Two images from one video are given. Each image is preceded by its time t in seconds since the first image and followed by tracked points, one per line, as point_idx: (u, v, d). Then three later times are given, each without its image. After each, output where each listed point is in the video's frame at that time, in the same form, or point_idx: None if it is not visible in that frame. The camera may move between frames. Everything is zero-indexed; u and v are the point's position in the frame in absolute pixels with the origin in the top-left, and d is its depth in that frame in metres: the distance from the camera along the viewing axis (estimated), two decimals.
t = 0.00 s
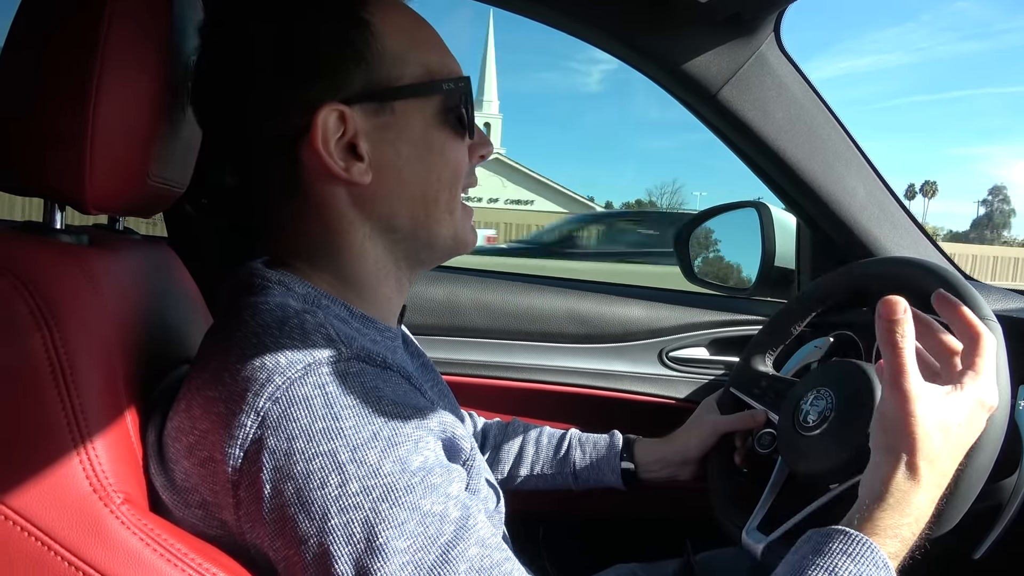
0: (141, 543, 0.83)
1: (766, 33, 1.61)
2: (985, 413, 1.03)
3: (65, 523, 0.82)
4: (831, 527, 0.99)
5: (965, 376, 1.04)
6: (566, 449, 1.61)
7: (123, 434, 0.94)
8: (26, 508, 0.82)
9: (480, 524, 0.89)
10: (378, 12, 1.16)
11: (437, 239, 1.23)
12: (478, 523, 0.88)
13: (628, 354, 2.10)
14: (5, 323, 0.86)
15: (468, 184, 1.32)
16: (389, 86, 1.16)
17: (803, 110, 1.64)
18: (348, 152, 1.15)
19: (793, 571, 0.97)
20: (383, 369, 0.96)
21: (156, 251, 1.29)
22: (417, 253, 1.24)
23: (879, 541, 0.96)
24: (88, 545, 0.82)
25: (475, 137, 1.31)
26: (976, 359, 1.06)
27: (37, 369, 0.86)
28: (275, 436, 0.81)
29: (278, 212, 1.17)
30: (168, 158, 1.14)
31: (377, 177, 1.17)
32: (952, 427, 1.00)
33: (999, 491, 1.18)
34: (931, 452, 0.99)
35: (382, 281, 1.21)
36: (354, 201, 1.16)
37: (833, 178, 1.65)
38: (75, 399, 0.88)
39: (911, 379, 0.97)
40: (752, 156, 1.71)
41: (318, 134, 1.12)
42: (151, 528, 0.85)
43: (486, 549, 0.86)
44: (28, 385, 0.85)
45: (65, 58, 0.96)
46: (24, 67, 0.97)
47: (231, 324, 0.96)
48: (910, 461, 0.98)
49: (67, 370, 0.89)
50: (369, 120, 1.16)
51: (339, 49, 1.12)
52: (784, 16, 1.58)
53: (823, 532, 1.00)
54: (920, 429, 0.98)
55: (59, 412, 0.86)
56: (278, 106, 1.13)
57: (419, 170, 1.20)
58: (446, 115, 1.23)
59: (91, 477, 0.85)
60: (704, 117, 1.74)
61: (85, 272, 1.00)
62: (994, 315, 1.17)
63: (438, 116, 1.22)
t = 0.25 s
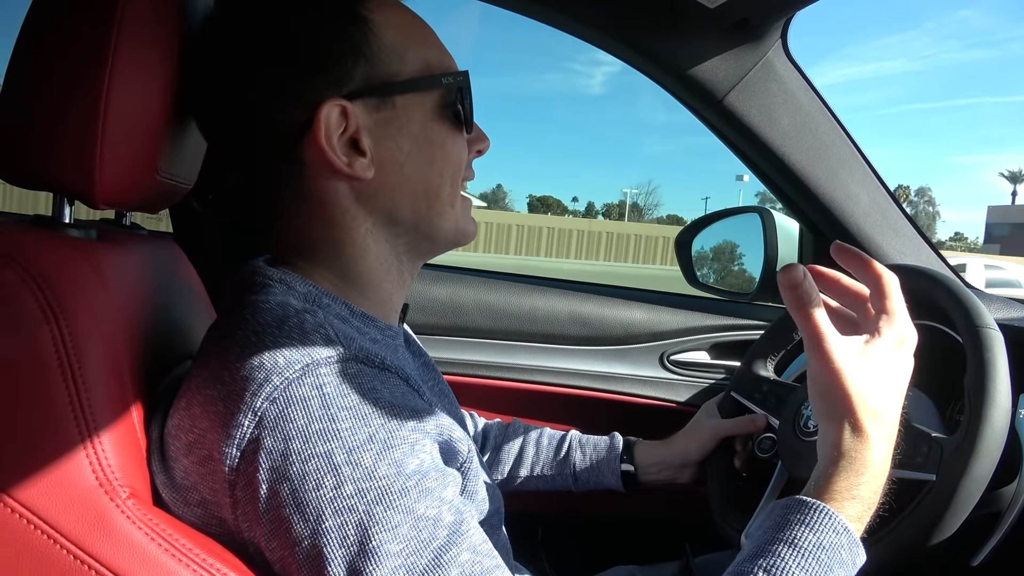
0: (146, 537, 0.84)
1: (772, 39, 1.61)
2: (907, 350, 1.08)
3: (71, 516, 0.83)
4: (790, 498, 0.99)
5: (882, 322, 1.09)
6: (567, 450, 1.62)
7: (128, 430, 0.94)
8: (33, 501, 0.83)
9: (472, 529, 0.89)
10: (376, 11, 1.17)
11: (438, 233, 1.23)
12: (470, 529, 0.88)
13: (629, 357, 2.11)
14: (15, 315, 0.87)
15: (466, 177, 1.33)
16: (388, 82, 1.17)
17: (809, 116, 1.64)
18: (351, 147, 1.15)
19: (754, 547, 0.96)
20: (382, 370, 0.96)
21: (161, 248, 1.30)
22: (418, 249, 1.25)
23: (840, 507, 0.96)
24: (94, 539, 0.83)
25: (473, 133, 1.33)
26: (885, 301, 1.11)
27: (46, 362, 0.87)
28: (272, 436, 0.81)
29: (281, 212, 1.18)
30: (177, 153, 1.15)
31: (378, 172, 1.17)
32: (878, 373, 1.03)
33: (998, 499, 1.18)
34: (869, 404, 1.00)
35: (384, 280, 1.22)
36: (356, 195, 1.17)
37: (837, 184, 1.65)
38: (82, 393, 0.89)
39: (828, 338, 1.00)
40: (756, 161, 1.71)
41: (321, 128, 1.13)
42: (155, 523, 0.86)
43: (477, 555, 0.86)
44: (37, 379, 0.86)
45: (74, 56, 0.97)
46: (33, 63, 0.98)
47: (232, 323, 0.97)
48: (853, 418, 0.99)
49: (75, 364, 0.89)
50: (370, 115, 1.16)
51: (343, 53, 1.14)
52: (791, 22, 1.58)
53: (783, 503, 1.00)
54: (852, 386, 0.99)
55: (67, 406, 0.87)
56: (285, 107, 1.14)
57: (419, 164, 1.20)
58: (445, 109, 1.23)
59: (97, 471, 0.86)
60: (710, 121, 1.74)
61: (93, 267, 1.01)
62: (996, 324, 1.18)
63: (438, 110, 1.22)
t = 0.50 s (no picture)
0: (143, 539, 0.83)
1: (770, 37, 1.61)
2: (963, 389, 1.08)
3: (68, 519, 0.83)
4: (824, 521, 1.01)
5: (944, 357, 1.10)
6: (566, 451, 1.62)
7: (125, 433, 0.94)
8: (29, 503, 0.82)
9: (479, 525, 0.89)
10: (360, 9, 1.16)
11: (434, 230, 1.23)
12: (476, 524, 0.88)
13: (629, 357, 2.10)
14: (13, 317, 0.86)
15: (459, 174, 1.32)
16: (374, 81, 1.17)
17: (807, 114, 1.64)
18: (340, 148, 1.15)
19: (785, 565, 0.99)
20: (383, 369, 0.96)
21: (159, 249, 1.29)
22: (415, 246, 1.25)
23: (870, 530, 0.98)
24: (92, 542, 0.82)
25: (460, 127, 1.32)
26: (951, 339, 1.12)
27: (42, 365, 0.87)
28: (274, 436, 0.81)
29: (280, 213, 1.17)
30: (172, 156, 1.14)
31: (368, 173, 1.17)
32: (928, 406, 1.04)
33: (999, 497, 1.17)
34: (912, 434, 1.02)
35: (381, 279, 1.22)
36: (347, 196, 1.16)
37: (836, 182, 1.65)
38: (78, 396, 0.88)
39: (877, 362, 1.04)
40: (755, 159, 1.71)
41: (309, 132, 1.12)
42: (153, 525, 0.86)
43: (484, 551, 0.86)
44: (34, 382, 0.85)
45: (72, 56, 0.97)
46: (30, 64, 0.98)
47: (231, 324, 0.97)
48: (893, 446, 1.01)
49: (71, 366, 0.89)
50: (357, 116, 1.16)
51: (339, 52, 1.14)
52: (788, 20, 1.58)
53: (815, 525, 1.02)
54: (895, 414, 1.02)
55: (63, 409, 0.86)
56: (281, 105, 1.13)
57: (409, 163, 1.20)
58: (431, 106, 1.23)
59: (94, 474, 0.86)
60: (708, 120, 1.74)
61: (90, 268, 1.00)
62: (996, 321, 1.18)
63: (423, 108, 1.22)
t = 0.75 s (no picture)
0: (143, 540, 0.84)
1: (767, 33, 1.61)
2: (899, 331, 1.05)
3: (68, 520, 0.83)
4: (788, 489, 0.99)
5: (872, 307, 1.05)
6: (566, 449, 1.62)
7: (125, 435, 0.94)
8: (30, 505, 0.82)
9: (471, 529, 0.89)
10: (354, 9, 1.16)
11: (431, 228, 1.24)
12: (469, 528, 0.88)
13: (629, 354, 2.11)
14: (9, 321, 0.87)
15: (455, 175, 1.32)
16: (369, 80, 1.17)
17: (805, 111, 1.63)
18: (336, 147, 1.15)
19: (751, 540, 0.97)
20: (379, 371, 0.96)
21: (156, 251, 1.30)
22: (412, 243, 1.25)
23: (835, 497, 0.96)
24: (91, 542, 0.82)
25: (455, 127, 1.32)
26: (877, 286, 1.07)
27: (40, 367, 0.87)
28: (269, 438, 0.81)
29: (276, 214, 1.18)
30: (168, 158, 1.15)
31: (365, 172, 1.17)
32: (870, 358, 1.01)
33: (998, 491, 1.17)
34: (859, 392, 0.98)
35: (377, 278, 1.22)
36: (343, 194, 1.17)
37: (833, 178, 1.65)
38: (78, 398, 0.88)
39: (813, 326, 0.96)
40: (752, 156, 1.71)
41: (305, 131, 1.12)
42: (152, 526, 0.86)
43: (476, 555, 0.86)
44: (33, 385, 0.86)
45: (68, 60, 0.97)
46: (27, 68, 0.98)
47: (228, 325, 0.97)
48: (846, 408, 0.98)
49: (71, 367, 0.89)
50: (352, 113, 1.16)
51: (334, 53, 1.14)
52: (785, 16, 1.57)
53: (778, 495, 1.00)
54: (841, 375, 0.97)
55: (62, 411, 0.87)
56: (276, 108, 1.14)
57: (405, 161, 1.20)
58: (426, 105, 1.24)
59: (93, 474, 0.86)
60: (705, 116, 1.74)
61: (88, 271, 1.00)
62: (995, 316, 1.18)
63: (418, 108, 1.23)
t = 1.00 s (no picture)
0: (145, 539, 0.83)
1: (768, 34, 1.61)
2: (1007, 425, 1.03)
3: (71, 519, 0.83)
4: (852, 541, 0.98)
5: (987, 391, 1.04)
6: (567, 448, 1.62)
7: (127, 434, 0.94)
8: (32, 503, 0.82)
9: (481, 522, 0.89)
10: (350, 7, 1.14)
11: (430, 231, 1.23)
12: (479, 521, 0.88)
13: (629, 354, 2.11)
14: (12, 319, 0.86)
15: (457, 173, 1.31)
16: (367, 81, 1.16)
17: (805, 111, 1.64)
18: (331, 150, 1.14)
19: None
20: (386, 367, 0.96)
21: (158, 250, 1.29)
22: (411, 248, 1.25)
23: (899, 555, 0.94)
24: (94, 541, 0.82)
25: (457, 125, 1.31)
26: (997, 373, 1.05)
27: (43, 366, 0.87)
28: (279, 434, 0.81)
29: (279, 213, 1.17)
30: (170, 156, 1.14)
31: (362, 174, 1.16)
32: (968, 437, 1.00)
33: (1000, 491, 1.18)
34: (947, 463, 0.97)
35: (378, 279, 1.22)
36: (341, 197, 1.16)
37: (834, 178, 1.66)
38: (80, 398, 0.88)
39: (918, 389, 0.98)
40: (752, 156, 1.72)
41: (299, 135, 1.12)
42: (155, 525, 0.86)
43: (487, 547, 0.86)
44: (35, 384, 0.85)
45: (72, 58, 0.97)
46: (30, 66, 0.98)
47: (232, 323, 0.97)
48: (927, 474, 0.97)
49: (73, 366, 0.89)
50: (348, 116, 1.15)
51: (334, 51, 1.13)
52: (786, 17, 1.58)
53: (847, 544, 0.98)
54: (934, 445, 0.97)
55: (64, 410, 0.86)
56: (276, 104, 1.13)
57: (403, 162, 1.19)
58: (426, 105, 1.23)
59: (95, 474, 0.86)
60: (705, 116, 1.74)
61: (90, 269, 1.00)
62: (996, 316, 1.18)
63: (418, 108, 1.21)
